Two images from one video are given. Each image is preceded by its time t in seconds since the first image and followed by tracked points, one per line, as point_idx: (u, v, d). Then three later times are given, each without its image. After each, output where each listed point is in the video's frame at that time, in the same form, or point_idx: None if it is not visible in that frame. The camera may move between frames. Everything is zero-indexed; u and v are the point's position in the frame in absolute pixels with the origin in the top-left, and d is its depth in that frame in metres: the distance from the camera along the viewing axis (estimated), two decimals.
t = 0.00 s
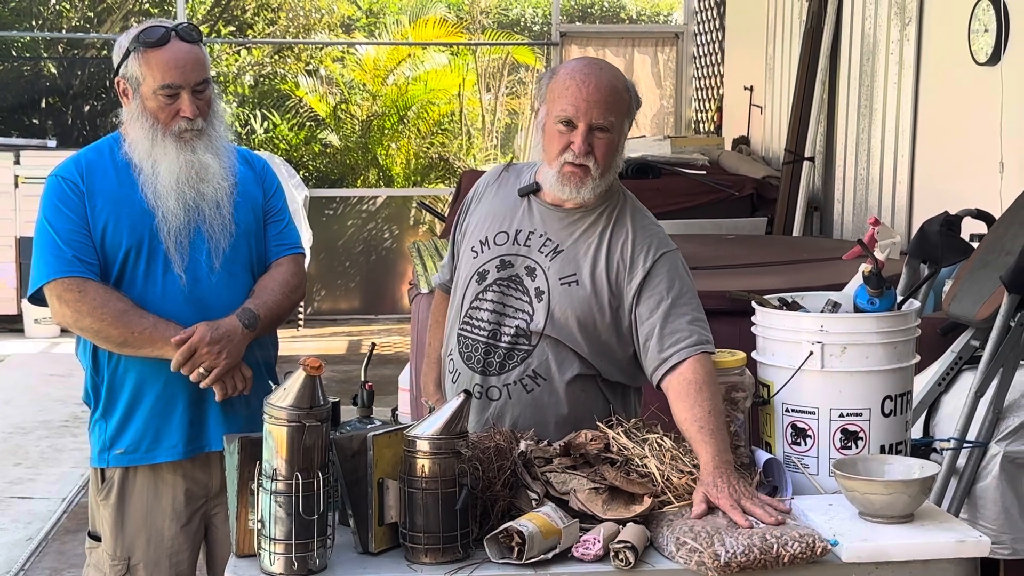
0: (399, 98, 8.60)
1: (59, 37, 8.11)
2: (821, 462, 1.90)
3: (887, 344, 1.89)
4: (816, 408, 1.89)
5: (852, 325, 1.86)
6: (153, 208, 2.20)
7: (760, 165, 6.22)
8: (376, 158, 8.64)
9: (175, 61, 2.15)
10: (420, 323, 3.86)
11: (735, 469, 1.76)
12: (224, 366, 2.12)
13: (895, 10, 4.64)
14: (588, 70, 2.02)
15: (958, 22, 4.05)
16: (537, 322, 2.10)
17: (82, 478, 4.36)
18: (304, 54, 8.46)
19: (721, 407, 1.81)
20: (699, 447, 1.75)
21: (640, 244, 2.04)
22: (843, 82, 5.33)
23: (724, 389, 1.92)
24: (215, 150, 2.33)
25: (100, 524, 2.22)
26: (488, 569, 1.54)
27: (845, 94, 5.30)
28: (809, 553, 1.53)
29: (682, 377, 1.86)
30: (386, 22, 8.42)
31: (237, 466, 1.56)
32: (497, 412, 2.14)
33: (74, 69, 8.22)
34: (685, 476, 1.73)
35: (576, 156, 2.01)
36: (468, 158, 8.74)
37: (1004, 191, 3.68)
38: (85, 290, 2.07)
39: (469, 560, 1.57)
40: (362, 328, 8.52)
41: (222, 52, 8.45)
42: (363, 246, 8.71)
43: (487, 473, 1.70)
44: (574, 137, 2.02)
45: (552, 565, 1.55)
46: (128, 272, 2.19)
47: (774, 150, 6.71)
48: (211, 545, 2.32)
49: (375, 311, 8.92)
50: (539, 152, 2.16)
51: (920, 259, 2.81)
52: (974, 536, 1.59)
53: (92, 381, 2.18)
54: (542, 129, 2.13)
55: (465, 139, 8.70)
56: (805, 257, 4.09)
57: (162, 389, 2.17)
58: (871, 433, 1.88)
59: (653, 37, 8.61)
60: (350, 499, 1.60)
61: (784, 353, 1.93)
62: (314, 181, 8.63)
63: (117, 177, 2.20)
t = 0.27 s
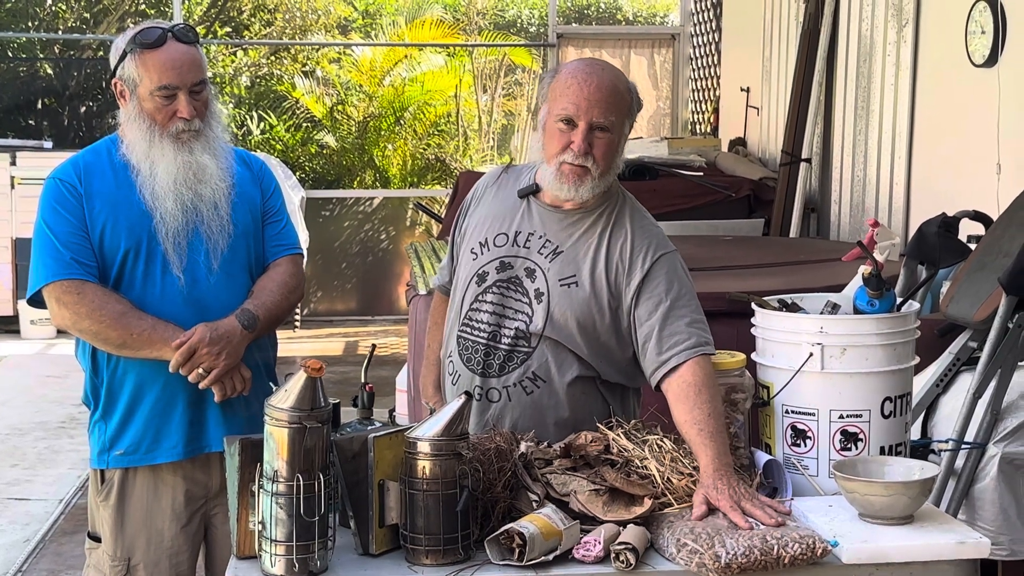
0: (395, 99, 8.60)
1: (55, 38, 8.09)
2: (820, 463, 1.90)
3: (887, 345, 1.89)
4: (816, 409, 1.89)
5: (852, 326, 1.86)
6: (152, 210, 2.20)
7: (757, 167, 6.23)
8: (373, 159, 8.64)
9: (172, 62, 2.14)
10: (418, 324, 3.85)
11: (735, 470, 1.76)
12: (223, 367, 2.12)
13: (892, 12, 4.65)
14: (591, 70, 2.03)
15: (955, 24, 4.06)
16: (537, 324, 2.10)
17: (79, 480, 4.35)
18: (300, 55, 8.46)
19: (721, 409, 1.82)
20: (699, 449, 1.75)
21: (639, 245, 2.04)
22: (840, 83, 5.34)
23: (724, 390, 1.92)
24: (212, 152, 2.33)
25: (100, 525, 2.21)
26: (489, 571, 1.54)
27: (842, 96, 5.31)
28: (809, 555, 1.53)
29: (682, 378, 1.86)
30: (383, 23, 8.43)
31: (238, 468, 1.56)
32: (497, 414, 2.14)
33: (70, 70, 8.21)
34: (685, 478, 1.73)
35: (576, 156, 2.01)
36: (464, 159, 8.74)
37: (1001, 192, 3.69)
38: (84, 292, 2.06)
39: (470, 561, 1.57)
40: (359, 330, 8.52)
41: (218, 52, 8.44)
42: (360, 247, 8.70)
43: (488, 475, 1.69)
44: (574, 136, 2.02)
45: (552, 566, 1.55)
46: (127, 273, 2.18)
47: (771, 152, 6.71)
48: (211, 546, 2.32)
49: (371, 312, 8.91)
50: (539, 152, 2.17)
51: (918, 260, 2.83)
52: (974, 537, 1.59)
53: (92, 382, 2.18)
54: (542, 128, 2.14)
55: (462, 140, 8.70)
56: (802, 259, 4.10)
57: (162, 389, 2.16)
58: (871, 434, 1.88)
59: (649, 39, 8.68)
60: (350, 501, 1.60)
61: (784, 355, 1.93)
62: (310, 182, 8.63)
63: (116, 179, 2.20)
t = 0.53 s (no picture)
0: (392, 99, 8.60)
1: (51, 39, 8.08)
2: (821, 463, 1.91)
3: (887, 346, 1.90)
4: (816, 410, 1.90)
5: (852, 326, 1.86)
6: (152, 210, 2.20)
7: (754, 168, 6.24)
8: (369, 160, 8.63)
9: (173, 63, 2.14)
10: (416, 325, 3.85)
11: (735, 470, 1.77)
12: (223, 368, 2.11)
13: (888, 13, 4.66)
14: (589, 73, 2.03)
15: (952, 26, 4.07)
16: (538, 325, 2.10)
17: (76, 481, 4.35)
18: (297, 56, 8.45)
19: (721, 410, 1.82)
20: (700, 449, 1.75)
21: (640, 247, 2.04)
22: (837, 85, 5.34)
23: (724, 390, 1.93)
24: (213, 152, 2.33)
25: (100, 524, 2.21)
26: (490, 571, 1.54)
27: (839, 97, 5.32)
28: (810, 554, 1.54)
29: (682, 378, 1.87)
30: (379, 24, 8.44)
31: (240, 468, 1.56)
32: (498, 415, 2.14)
33: (66, 70, 8.19)
34: (685, 478, 1.74)
35: (576, 158, 2.01)
36: (461, 160, 8.74)
37: (998, 193, 3.70)
38: (84, 292, 2.06)
39: (471, 561, 1.57)
40: (356, 330, 8.52)
41: (215, 53, 8.44)
42: (357, 247, 8.68)
43: (489, 475, 1.70)
44: (574, 140, 2.02)
45: (554, 566, 1.55)
46: (127, 273, 2.18)
47: (768, 152, 6.72)
48: (212, 545, 2.31)
49: (368, 312, 8.91)
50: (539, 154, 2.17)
51: (916, 260, 2.84)
52: (974, 536, 1.60)
53: (92, 383, 2.18)
54: (541, 131, 2.14)
55: (458, 141, 8.69)
56: (800, 259, 4.10)
57: (162, 390, 2.16)
58: (871, 434, 1.89)
59: (645, 39, 8.68)
60: (352, 500, 1.60)
61: (784, 355, 1.94)
62: (307, 183, 8.62)
63: (116, 179, 2.19)
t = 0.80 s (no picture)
0: (389, 99, 8.60)
1: (48, 39, 8.07)
2: (824, 463, 1.91)
3: (890, 345, 1.90)
4: (819, 409, 1.90)
5: (856, 326, 1.87)
6: (156, 210, 2.19)
7: (752, 168, 6.25)
8: (367, 160, 8.63)
9: (178, 63, 2.14)
10: (416, 325, 3.85)
11: (739, 470, 1.77)
12: (227, 367, 2.11)
13: (887, 13, 4.67)
14: (592, 74, 2.03)
15: (950, 26, 4.08)
16: (541, 325, 2.10)
17: (76, 481, 4.34)
18: (294, 56, 8.45)
19: (724, 410, 1.82)
20: (703, 448, 1.75)
21: (644, 247, 2.04)
22: (835, 85, 5.35)
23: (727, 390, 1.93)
24: (217, 152, 2.32)
25: (103, 524, 2.21)
26: (495, 570, 1.54)
27: (837, 97, 5.33)
28: (815, 553, 1.54)
29: (686, 378, 1.87)
30: (377, 24, 8.43)
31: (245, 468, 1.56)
32: (502, 415, 2.14)
33: (64, 70, 8.18)
34: (689, 477, 1.74)
35: (579, 159, 2.01)
36: (459, 160, 8.73)
37: (997, 193, 3.70)
38: (88, 291, 2.06)
39: (476, 561, 1.57)
40: (354, 330, 8.51)
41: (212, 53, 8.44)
42: (355, 247, 8.67)
43: (494, 474, 1.70)
44: (576, 140, 2.02)
45: (559, 565, 1.55)
46: (131, 272, 2.18)
47: (766, 152, 6.73)
48: (214, 545, 2.31)
49: (366, 312, 8.91)
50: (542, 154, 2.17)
51: (916, 260, 2.84)
52: (977, 536, 1.60)
53: (95, 381, 2.18)
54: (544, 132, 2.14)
55: (456, 141, 8.69)
56: (799, 259, 4.11)
57: (165, 389, 2.16)
58: (874, 434, 1.89)
59: (643, 39, 8.69)
60: (357, 500, 1.60)
61: (788, 355, 1.94)
62: (304, 182, 8.62)
63: (120, 178, 2.19)
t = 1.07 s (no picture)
0: (388, 99, 8.58)
1: (47, 38, 8.06)
2: (826, 460, 1.91)
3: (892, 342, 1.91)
4: (822, 407, 1.90)
5: (859, 324, 1.87)
6: (159, 208, 2.19)
7: (751, 167, 6.25)
8: (366, 159, 8.62)
9: (183, 62, 2.14)
10: (416, 324, 3.86)
11: (742, 468, 1.77)
12: (231, 363, 2.11)
13: (886, 12, 4.67)
14: (595, 72, 2.03)
15: (950, 25, 4.08)
16: (545, 323, 2.11)
17: (76, 480, 4.34)
18: (293, 55, 8.45)
19: (728, 408, 1.82)
20: (707, 446, 1.75)
21: (647, 245, 2.04)
22: (835, 84, 5.35)
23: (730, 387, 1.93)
24: (221, 150, 2.32)
25: (106, 522, 2.21)
26: (499, 568, 1.54)
27: (836, 96, 5.33)
28: (818, 551, 1.54)
29: (689, 376, 1.87)
30: (376, 23, 8.43)
31: (250, 465, 1.56)
32: (505, 413, 2.14)
33: (62, 70, 8.18)
34: (692, 475, 1.74)
35: (582, 157, 2.01)
36: (457, 159, 8.72)
37: (997, 191, 3.70)
38: (92, 287, 2.06)
39: (480, 558, 1.57)
40: (352, 330, 8.51)
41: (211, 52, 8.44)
42: (354, 246, 8.70)
43: (498, 472, 1.70)
44: (579, 139, 2.02)
45: (563, 563, 1.55)
46: (135, 270, 2.17)
47: (765, 151, 6.74)
48: (217, 543, 2.31)
49: (364, 312, 8.90)
50: (545, 153, 2.17)
51: (916, 258, 2.85)
52: (981, 533, 1.60)
53: (99, 378, 2.18)
54: (547, 131, 2.14)
55: (455, 141, 8.67)
56: (799, 258, 4.11)
57: (169, 385, 2.16)
58: (876, 431, 1.89)
59: (641, 39, 8.68)
60: (361, 498, 1.60)
61: (790, 352, 1.94)
62: (303, 182, 8.61)
63: (124, 176, 2.19)
